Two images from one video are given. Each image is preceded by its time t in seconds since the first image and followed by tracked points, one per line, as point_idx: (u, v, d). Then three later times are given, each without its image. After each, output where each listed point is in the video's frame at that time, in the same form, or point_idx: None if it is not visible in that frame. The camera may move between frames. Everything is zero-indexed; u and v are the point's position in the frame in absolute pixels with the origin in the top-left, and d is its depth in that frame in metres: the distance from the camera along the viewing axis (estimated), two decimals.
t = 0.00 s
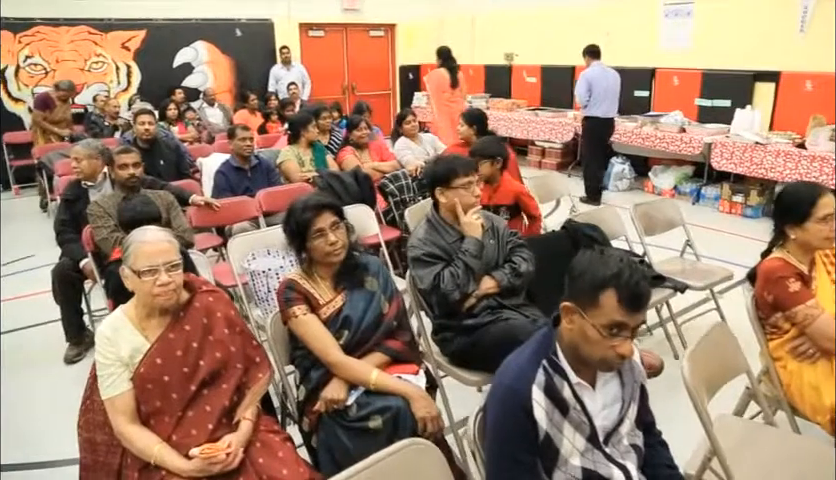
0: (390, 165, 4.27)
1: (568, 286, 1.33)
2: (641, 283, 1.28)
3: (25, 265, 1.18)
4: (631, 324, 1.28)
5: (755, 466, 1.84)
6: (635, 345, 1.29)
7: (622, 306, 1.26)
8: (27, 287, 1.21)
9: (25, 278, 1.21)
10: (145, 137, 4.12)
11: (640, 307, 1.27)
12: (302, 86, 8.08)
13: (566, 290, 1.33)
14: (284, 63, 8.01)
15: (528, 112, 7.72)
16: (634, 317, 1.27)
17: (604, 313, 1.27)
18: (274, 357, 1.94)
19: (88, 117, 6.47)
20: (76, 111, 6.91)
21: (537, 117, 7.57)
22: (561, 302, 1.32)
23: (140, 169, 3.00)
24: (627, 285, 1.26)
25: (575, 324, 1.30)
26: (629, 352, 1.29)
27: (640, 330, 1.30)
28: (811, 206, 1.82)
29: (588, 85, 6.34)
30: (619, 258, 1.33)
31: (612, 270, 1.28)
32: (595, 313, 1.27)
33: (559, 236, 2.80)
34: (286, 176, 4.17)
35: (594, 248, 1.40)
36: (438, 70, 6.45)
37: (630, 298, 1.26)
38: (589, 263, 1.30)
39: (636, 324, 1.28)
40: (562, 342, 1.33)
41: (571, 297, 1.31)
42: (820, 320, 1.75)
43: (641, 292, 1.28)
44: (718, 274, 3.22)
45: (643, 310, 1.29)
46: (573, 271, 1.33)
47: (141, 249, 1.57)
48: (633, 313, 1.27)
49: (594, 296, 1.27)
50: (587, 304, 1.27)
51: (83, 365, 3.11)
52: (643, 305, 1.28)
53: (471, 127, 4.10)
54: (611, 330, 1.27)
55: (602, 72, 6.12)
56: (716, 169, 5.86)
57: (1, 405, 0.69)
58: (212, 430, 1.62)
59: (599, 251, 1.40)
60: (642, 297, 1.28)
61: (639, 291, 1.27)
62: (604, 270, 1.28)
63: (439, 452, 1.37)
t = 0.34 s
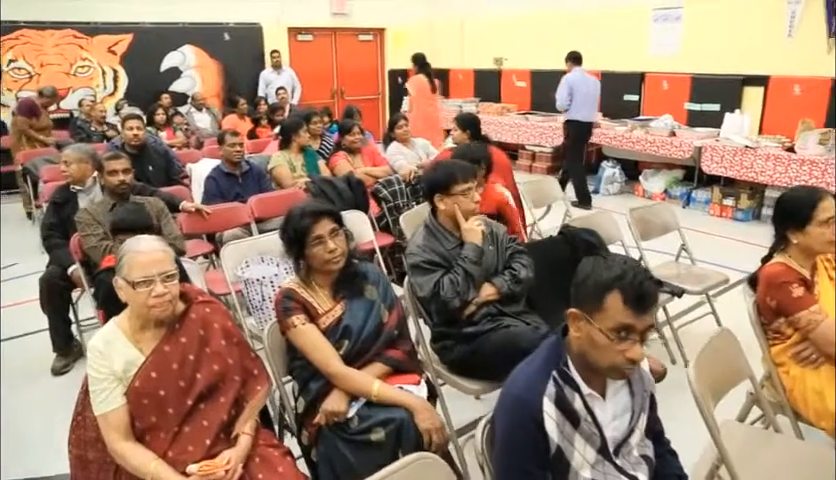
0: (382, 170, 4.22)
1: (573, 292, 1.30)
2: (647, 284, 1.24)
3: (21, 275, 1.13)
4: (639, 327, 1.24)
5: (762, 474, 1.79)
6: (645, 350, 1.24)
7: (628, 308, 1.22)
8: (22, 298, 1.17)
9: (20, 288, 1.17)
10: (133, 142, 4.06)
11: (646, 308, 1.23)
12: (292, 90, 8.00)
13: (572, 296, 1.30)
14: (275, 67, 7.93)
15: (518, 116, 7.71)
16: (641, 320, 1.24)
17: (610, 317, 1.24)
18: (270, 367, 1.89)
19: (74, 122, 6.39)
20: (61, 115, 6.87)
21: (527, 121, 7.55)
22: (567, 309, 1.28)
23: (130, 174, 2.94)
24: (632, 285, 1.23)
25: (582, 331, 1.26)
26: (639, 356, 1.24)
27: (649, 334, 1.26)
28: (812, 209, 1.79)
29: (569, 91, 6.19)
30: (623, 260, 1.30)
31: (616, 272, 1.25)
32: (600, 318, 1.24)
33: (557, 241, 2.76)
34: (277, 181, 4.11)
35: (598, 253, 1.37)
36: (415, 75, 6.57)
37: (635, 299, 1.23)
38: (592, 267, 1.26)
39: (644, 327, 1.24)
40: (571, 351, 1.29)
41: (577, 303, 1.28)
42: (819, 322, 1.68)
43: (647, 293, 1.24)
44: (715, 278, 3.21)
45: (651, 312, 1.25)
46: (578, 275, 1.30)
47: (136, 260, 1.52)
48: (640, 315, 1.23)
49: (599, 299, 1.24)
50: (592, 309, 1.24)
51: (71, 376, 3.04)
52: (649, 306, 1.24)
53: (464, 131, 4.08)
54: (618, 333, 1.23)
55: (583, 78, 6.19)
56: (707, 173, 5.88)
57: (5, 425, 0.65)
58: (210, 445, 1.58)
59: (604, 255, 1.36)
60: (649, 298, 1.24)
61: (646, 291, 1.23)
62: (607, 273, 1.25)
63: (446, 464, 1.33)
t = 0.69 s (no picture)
0: (379, 174, 4.16)
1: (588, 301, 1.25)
2: (666, 291, 1.20)
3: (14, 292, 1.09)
4: (659, 336, 1.20)
5: None
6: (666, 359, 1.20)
7: (647, 317, 1.18)
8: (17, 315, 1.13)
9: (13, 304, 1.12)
10: (125, 147, 3.99)
11: (666, 316, 1.19)
12: (287, 95, 7.95)
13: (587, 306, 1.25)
14: (270, 70, 7.85)
15: (513, 118, 7.68)
16: (661, 329, 1.20)
17: (628, 327, 1.20)
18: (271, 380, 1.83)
19: (65, 128, 6.33)
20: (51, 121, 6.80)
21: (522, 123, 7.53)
22: (583, 320, 1.23)
23: (123, 182, 2.87)
24: (651, 293, 1.18)
25: (600, 342, 1.22)
26: (660, 366, 1.20)
27: (669, 342, 1.22)
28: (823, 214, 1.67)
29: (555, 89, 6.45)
30: (640, 267, 1.25)
31: (633, 280, 1.21)
32: (619, 328, 1.20)
33: (560, 245, 2.73)
34: (272, 187, 4.05)
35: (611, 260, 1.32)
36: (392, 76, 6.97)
37: (654, 306, 1.18)
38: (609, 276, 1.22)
39: (665, 336, 1.20)
40: (588, 362, 1.25)
41: (594, 314, 1.23)
42: None
43: (666, 300, 1.20)
44: (717, 281, 3.18)
45: (670, 321, 1.21)
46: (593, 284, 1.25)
47: (131, 272, 1.46)
48: (660, 323, 1.19)
49: (618, 309, 1.19)
50: (611, 320, 1.20)
51: (65, 388, 2.98)
52: (668, 314, 1.20)
53: (462, 135, 3.97)
54: (638, 343, 1.19)
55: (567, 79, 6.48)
56: (705, 174, 5.92)
57: None
58: (211, 463, 1.52)
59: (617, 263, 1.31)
60: (669, 307, 1.20)
61: (665, 298, 1.19)
62: (624, 281, 1.21)
63: None
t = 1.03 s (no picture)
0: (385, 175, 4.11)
1: (616, 310, 1.20)
2: (700, 299, 1.15)
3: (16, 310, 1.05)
4: (692, 346, 1.15)
5: None
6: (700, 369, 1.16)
7: (681, 327, 1.14)
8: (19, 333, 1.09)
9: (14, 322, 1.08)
10: (131, 154, 3.96)
11: (699, 326, 1.15)
12: (291, 96, 7.87)
13: (614, 315, 1.20)
14: (276, 72, 7.75)
15: (518, 117, 7.62)
16: (694, 338, 1.15)
17: (662, 338, 1.15)
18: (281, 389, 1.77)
19: (68, 132, 6.32)
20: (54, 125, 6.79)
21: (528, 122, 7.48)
22: (612, 329, 1.18)
23: (127, 186, 2.83)
24: (685, 302, 1.14)
25: (629, 353, 1.17)
26: (693, 377, 1.16)
27: (703, 352, 1.17)
28: None
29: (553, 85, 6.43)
30: (669, 273, 1.20)
31: (666, 288, 1.15)
32: (653, 339, 1.14)
33: (572, 247, 2.69)
34: (277, 189, 4.00)
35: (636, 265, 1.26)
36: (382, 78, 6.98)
37: (688, 315, 1.14)
38: (639, 283, 1.16)
39: (698, 346, 1.16)
40: (614, 372, 1.19)
41: (623, 323, 1.18)
42: None
43: (699, 308, 1.15)
44: (732, 282, 3.13)
45: (702, 330, 1.17)
46: (619, 291, 1.19)
47: (137, 280, 1.41)
48: (694, 334, 1.14)
49: (650, 319, 1.14)
50: (643, 330, 1.14)
51: (71, 395, 2.94)
52: (701, 324, 1.16)
53: (469, 135, 3.85)
54: (672, 354, 1.14)
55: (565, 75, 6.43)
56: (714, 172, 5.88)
57: None
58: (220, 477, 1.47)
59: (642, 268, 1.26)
60: (702, 316, 1.15)
61: (698, 307, 1.15)
62: (655, 289, 1.15)
63: None
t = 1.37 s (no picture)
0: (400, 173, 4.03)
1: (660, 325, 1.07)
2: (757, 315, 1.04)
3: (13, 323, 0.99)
4: (748, 365, 1.05)
5: None
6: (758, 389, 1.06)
7: (740, 348, 1.02)
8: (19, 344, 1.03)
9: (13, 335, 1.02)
10: (147, 153, 3.90)
11: (757, 344, 1.04)
12: (303, 92, 7.78)
13: (658, 330, 1.07)
14: (287, 68, 7.67)
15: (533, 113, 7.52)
16: (752, 358, 1.05)
17: (719, 359, 1.04)
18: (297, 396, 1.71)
19: (82, 129, 6.31)
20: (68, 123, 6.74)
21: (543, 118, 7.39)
22: (659, 348, 1.06)
23: (140, 186, 2.78)
24: (744, 320, 1.02)
25: (679, 374, 1.05)
26: (750, 396, 1.07)
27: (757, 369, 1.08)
28: None
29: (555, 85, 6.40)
30: (720, 285, 1.07)
31: (722, 303, 1.03)
32: (709, 361, 1.03)
33: (595, 247, 2.61)
34: (292, 187, 3.94)
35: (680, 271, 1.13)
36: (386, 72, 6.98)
37: (746, 336, 1.03)
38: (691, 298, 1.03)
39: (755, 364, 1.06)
40: (657, 392, 1.10)
41: (669, 342, 1.06)
42: None
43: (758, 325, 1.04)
44: (759, 283, 3.04)
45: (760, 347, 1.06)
46: (668, 303, 1.06)
47: (148, 287, 1.35)
48: (752, 353, 1.04)
49: (704, 339, 1.02)
50: (698, 352, 1.02)
51: (84, 397, 2.91)
52: (759, 341, 1.05)
53: (486, 132, 3.77)
54: (728, 375, 1.04)
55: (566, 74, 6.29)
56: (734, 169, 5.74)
57: None
58: None
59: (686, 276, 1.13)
60: (760, 334, 1.04)
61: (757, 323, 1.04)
62: (711, 305, 1.03)
63: None
